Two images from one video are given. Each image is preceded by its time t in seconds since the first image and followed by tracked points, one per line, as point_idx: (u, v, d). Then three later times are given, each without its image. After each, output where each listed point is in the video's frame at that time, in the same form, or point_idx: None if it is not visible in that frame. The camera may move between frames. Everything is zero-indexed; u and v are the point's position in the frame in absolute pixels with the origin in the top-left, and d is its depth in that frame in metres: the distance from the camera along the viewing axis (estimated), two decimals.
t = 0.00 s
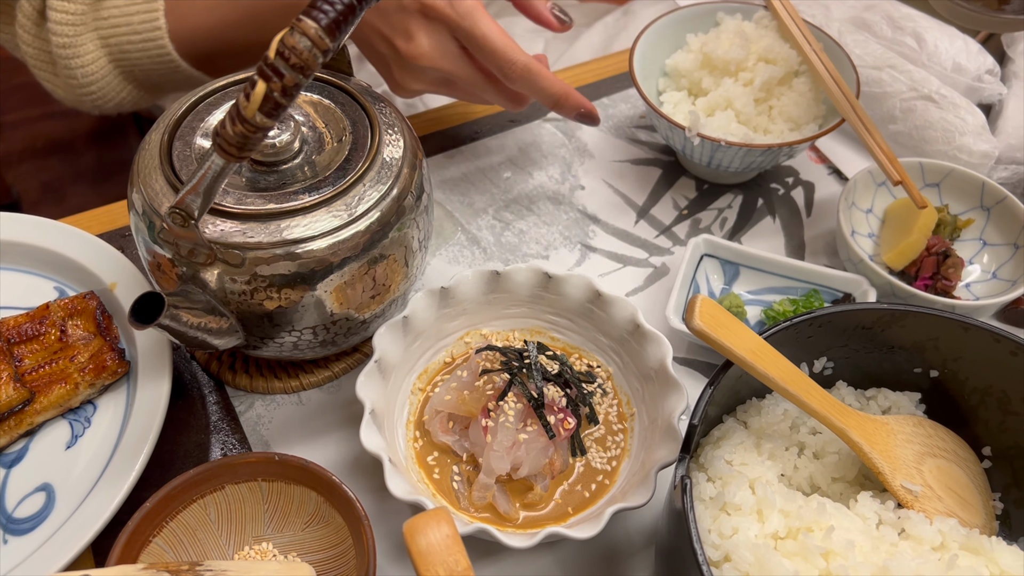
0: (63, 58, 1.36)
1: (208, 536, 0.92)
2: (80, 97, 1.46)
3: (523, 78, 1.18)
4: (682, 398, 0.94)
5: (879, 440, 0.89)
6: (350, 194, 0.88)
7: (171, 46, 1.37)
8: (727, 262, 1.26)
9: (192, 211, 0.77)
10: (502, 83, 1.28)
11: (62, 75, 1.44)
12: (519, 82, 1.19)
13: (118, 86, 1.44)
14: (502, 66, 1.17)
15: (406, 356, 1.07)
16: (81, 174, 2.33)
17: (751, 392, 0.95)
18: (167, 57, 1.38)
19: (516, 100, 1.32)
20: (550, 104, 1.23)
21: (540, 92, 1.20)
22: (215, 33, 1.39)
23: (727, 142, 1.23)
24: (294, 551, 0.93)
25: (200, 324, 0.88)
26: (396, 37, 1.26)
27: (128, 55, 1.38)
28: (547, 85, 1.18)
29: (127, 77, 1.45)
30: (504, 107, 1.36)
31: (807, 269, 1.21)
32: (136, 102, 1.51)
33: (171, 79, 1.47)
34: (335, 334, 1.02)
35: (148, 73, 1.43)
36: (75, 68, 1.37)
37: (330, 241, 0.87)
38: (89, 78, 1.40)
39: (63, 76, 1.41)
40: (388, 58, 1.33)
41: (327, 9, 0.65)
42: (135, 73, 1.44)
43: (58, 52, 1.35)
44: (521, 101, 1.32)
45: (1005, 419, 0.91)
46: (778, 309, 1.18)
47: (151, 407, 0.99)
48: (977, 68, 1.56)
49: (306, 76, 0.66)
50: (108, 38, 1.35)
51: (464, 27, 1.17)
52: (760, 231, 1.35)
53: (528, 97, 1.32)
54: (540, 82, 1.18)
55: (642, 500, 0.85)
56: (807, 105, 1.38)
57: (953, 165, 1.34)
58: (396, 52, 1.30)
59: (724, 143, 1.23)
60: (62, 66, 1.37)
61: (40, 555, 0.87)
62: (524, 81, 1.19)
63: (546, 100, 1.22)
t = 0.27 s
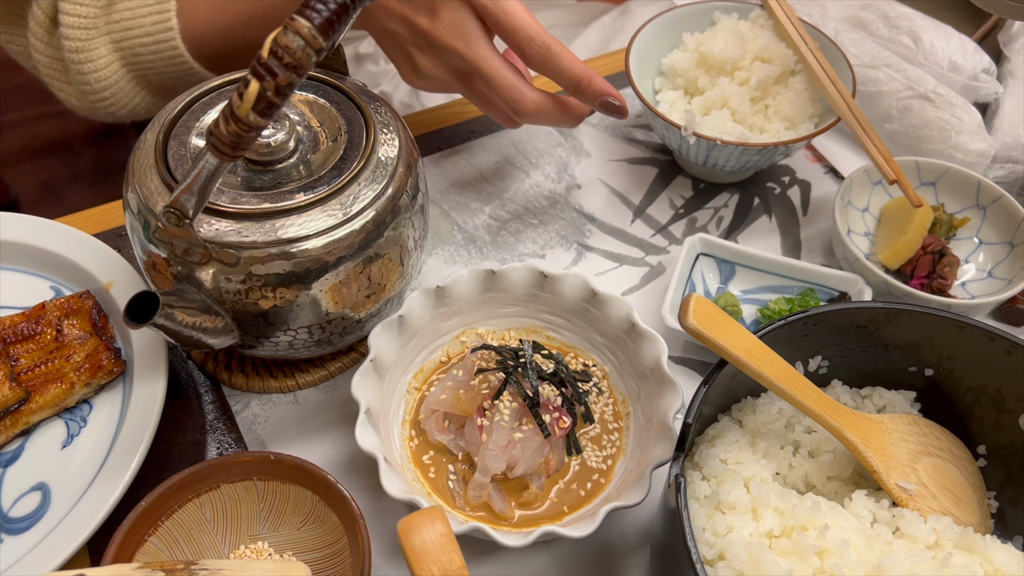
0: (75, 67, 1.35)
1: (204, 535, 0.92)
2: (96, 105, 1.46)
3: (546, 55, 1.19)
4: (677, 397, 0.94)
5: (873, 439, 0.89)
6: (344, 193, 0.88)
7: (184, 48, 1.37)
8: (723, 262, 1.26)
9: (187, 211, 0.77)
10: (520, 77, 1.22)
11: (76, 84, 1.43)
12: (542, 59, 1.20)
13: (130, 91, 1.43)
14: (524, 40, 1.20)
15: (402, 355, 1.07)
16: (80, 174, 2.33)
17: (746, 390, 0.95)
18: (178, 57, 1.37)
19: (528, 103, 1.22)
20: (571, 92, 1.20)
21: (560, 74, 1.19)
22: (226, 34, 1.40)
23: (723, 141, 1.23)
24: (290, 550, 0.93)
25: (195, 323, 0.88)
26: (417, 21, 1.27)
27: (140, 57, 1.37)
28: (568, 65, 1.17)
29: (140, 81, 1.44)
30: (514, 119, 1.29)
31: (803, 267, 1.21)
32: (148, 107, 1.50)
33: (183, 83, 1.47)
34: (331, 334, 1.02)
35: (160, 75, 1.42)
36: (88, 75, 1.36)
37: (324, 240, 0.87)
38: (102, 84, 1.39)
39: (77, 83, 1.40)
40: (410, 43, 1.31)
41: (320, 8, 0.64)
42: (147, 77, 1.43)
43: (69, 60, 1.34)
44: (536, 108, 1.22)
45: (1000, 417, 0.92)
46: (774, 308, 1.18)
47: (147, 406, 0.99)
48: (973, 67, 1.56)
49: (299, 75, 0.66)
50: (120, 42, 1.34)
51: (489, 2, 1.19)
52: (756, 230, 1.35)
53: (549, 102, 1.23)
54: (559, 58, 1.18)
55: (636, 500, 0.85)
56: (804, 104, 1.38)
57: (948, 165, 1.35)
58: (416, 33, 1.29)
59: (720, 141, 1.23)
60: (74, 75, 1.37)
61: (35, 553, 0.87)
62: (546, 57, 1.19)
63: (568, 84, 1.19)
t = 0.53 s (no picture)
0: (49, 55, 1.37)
1: (205, 536, 0.92)
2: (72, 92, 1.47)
3: (492, 62, 1.19)
4: (679, 397, 0.94)
5: (875, 439, 0.89)
6: (346, 194, 0.88)
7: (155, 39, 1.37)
8: (724, 262, 1.26)
9: (188, 211, 0.77)
10: (469, 78, 1.22)
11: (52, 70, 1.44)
12: (490, 64, 1.19)
13: (103, 81, 1.44)
14: (473, 45, 1.18)
15: (404, 355, 1.07)
16: (80, 174, 2.33)
17: (748, 391, 0.95)
18: (150, 49, 1.38)
19: (476, 102, 1.22)
20: (521, 97, 1.21)
21: (509, 79, 1.19)
22: (193, 31, 1.39)
23: (724, 141, 1.23)
24: (291, 551, 0.93)
25: (197, 324, 0.88)
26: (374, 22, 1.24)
27: (113, 49, 1.38)
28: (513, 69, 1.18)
29: (114, 71, 1.44)
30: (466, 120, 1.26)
31: (804, 268, 1.21)
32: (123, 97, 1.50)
33: (158, 75, 1.47)
34: (332, 334, 1.02)
35: (134, 67, 1.43)
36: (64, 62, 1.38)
37: (326, 241, 0.87)
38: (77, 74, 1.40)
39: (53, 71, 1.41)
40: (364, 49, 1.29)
41: (322, 9, 0.65)
42: (121, 68, 1.43)
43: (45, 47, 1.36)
44: (484, 108, 1.23)
45: (1001, 418, 0.92)
46: (775, 308, 1.18)
47: (149, 407, 0.99)
48: (975, 67, 1.56)
49: (301, 76, 0.66)
50: (94, 32, 1.35)
51: (438, 7, 1.18)
52: (757, 230, 1.35)
53: (501, 103, 1.23)
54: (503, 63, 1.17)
55: (638, 500, 0.85)
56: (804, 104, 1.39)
57: (949, 165, 1.35)
58: (366, 34, 1.27)
59: (721, 142, 1.23)
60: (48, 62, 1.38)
61: (37, 554, 0.87)
62: (493, 63, 1.19)
63: (518, 88, 1.20)
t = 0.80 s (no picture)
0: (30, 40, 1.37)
1: (206, 536, 0.92)
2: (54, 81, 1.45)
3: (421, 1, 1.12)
4: (680, 397, 0.94)
5: (876, 439, 0.89)
6: (347, 195, 0.88)
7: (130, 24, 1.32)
8: (725, 262, 1.26)
9: (189, 212, 0.77)
10: None
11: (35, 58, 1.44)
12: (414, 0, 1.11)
13: (84, 67, 1.41)
14: None
15: (404, 356, 1.07)
16: (80, 174, 2.33)
17: (749, 391, 0.95)
18: (128, 36, 1.34)
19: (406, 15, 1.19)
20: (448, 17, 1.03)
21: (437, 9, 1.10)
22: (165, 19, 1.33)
23: (725, 141, 1.23)
24: (292, 552, 0.93)
25: (198, 325, 0.89)
26: None
27: (91, 35, 1.35)
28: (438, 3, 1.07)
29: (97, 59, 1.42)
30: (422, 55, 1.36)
31: (805, 268, 1.21)
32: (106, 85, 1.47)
33: (137, 63, 1.42)
34: (333, 335, 1.02)
35: (112, 54, 1.39)
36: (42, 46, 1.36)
37: (327, 241, 0.87)
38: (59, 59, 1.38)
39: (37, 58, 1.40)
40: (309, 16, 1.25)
41: (323, 10, 0.64)
42: (101, 55, 1.40)
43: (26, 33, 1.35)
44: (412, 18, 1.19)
45: (1002, 418, 0.92)
46: (776, 308, 1.18)
47: (149, 407, 0.99)
48: (975, 66, 1.56)
49: (302, 76, 0.66)
50: (72, 19, 1.33)
51: None
52: (758, 230, 1.35)
53: (433, 27, 1.18)
54: None
55: (639, 501, 0.85)
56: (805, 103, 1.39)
57: (950, 165, 1.35)
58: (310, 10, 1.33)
59: (721, 142, 1.23)
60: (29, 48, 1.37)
61: (38, 555, 0.87)
62: None
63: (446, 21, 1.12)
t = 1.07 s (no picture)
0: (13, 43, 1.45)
1: (206, 536, 0.92)
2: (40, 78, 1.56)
3: None
4: (681, 396, 0.94)
5: (878, 439, 0.89)
6: (347, 192, 0.88)
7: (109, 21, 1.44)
8: (726, 260, 1.26)
9: (188, 210, 0.77)
10: None
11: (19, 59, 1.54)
12: None
13: (68, 65, 1.53)
14: None
15: (405, 354, 1.07)
16: (80, 173, 2.33)
17: (751, 390, 0.95)
18: (109, 32, 1.46)
19: None
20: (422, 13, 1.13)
21: None
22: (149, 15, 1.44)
23: (726, 139, 1.23)
24: (292, 551, 0.93)
25: (197, 324, 0.88)
26: None
27: (74, 32, 1.47)
28: None
29: (78, 55, 1.53)
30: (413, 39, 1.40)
31: (806, 266, 1.21)
32: (88, 78, 1.59)
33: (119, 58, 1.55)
34: (333, 334, 1.01)
35: (95, 50, 1.51)
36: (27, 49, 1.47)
37: (326, 240, 0.86)
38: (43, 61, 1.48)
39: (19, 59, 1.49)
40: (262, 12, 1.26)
41: (323, 6, 0.64)
42: (83, 51, 1.52)
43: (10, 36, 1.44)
44: None
45: (1005, 417, 0.91)
46: (778, 307, 1.17)
47: (148, 406, 0.99)
48: (977, 64, 1.56)
49: (301, 73, 0.66)
50: (54, 16, 1.44)
51: None
52: (759, 228, 1.34)
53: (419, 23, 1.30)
54: None
55: (640, 501, 0.85)
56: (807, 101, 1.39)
57: (952, 163, 1.34)
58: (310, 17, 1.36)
59: (723, 140, 1.23)
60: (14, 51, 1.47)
61: (36, 555, 0.86)
62: None
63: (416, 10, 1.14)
